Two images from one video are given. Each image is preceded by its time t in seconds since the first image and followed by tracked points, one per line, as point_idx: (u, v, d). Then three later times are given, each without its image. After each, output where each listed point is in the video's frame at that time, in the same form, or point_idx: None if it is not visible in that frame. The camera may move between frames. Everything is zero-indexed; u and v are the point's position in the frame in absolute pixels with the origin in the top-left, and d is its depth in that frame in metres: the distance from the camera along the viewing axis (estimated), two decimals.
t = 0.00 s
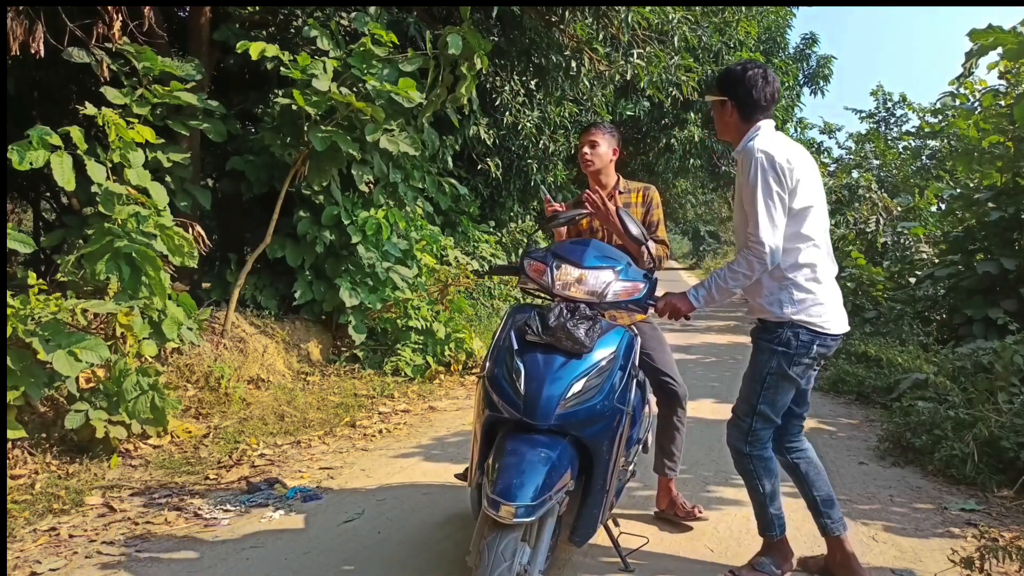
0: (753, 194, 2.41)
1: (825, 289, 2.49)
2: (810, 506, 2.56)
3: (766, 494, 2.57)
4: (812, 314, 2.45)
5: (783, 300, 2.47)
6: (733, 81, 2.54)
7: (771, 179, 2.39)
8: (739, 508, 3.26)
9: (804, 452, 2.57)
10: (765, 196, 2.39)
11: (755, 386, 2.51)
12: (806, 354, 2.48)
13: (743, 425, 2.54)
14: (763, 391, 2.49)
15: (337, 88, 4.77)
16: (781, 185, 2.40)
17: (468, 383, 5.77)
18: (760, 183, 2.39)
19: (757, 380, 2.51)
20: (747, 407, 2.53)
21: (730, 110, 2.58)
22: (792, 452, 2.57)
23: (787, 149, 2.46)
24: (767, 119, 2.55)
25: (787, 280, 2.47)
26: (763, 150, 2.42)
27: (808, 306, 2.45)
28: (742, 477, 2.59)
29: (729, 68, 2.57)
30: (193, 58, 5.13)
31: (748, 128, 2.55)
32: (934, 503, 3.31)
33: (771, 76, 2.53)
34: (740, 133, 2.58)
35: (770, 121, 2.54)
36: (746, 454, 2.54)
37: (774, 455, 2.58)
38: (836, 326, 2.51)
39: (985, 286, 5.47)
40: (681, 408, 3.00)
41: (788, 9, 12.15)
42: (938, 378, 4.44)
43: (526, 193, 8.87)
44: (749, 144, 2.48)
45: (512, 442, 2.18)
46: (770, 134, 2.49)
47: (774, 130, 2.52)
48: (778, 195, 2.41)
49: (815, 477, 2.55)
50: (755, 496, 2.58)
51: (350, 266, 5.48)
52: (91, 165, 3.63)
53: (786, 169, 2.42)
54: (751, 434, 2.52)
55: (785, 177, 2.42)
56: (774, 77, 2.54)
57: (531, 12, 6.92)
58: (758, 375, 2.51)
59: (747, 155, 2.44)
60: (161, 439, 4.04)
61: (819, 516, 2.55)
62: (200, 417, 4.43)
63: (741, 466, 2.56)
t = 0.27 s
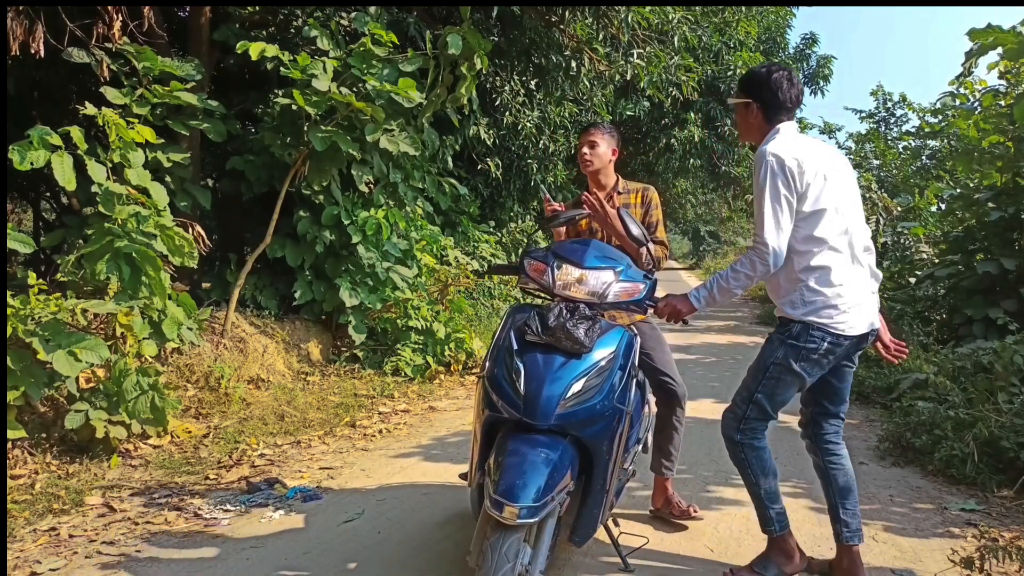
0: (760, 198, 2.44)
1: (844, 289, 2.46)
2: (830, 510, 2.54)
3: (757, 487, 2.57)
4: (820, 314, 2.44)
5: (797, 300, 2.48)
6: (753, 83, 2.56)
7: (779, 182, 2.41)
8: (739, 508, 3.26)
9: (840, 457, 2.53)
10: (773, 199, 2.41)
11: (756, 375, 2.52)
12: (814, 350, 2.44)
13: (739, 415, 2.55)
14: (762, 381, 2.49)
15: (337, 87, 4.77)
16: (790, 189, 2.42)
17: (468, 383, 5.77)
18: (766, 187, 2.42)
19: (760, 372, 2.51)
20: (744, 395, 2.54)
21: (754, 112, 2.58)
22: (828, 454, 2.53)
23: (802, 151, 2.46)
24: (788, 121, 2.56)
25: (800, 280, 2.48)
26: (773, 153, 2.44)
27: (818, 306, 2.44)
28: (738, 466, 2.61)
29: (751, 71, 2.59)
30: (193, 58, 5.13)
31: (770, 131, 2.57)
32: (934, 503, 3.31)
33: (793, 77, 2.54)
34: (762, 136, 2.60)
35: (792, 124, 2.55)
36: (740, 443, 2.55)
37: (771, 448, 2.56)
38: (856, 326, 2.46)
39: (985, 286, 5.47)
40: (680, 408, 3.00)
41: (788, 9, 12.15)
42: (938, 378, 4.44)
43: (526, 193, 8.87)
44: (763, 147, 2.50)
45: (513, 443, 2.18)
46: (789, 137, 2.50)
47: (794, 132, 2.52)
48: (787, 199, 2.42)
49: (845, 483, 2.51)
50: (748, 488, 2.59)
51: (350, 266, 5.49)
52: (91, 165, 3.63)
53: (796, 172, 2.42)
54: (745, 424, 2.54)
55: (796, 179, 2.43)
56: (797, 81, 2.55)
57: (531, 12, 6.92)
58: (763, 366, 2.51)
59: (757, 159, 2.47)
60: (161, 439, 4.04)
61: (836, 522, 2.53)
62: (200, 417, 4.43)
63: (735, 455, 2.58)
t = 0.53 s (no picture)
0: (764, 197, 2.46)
1: (847, 288, 2.45)
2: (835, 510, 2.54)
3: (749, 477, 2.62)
4: (818, 313, 2.45)
5: (800, 299, 2.49)
6: (767, 83, 2.56)
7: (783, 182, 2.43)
8: (739, 509, 3.26)
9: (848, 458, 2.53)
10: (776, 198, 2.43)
11: (753, 368, 2.59)
12: (809, 347, 2.45)
13: (734, 406, 2.62)
14: (756, 374, 2.56)
15: (336, 88, 4.77)
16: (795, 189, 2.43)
17: (468, 383, 5.77)
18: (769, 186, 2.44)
19: (757, 366, 2.57)
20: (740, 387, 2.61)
21: (769, 112, 2.59)
22: (836, 454, 2.53)
23: (812, 151, 2.46)
24: (802, 122, 2.55)
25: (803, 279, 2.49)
26: (779, 153, 2.45)
27: (818, 305, 2.45)
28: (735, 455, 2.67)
29: (765, 71, 2.59)
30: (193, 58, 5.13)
31: (782, 131, 2.57)
32: (934, 503, 3.30)
33: (804, 75, 2.55)
34: (775, 135, 2.61)
35: (806, 124, 2.55)
36: (734, 433, 2.63)
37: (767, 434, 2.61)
38: (858, 325, 2.44)
39: (985, 286, 5.47)
40: (680, 408, 3.00)
41: (788, 9, 12.15)
42: (938, 378, 4.43)
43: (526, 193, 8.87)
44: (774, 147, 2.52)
45: (512, 445, 2.17)
46: (801, 137, 2.50)
47: (806, 132, 2.52)
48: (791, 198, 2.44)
49: (851, 485, 2.51)
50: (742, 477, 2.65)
51: (350, 266, 5.49)
52: (91, 165, 3.63)
53: (801, 172, 2.43)
54: (739, 415, 2.60)
55: (800, 180, 2.44)
56: (809, 83, 2.55)
57: (531, 12, 6.92)
58: (758, 361, 2.57)
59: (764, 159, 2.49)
60: (161, 439, 4.04)
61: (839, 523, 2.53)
62: (200, 417, 4.43)
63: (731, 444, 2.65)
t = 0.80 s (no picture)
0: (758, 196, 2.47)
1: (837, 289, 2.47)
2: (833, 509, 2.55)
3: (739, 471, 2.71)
4: (807, 313, 2.47)
5: (790, 299, 2.51)
6: (764, 84, 2.57)
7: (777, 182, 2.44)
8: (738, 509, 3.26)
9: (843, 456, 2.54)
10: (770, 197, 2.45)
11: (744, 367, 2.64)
12: (798, 346, 2.47)
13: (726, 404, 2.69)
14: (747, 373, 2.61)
15: (336, 88, 4.77)
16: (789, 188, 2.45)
17: (468, 383, 5.77)
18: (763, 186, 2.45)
19: (746, 365, 2.62)
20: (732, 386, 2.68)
21: (765, 115, 2.59)
22: (833, 454, 2.53)
23: (805, 153, 2.48)
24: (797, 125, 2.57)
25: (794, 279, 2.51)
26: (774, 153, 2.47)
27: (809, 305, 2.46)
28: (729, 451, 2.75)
29: (763, 73, 2.60)
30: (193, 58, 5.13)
31: (777, 133, 2.59)
32: (934, 503, 3.30)
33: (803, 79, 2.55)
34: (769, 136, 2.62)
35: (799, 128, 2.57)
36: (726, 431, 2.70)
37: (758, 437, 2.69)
38: (847, 326, 2.46)
39: (985, 286, 5.47)
40: (680, 407, 3.00)
41: (788, 10, 12.15)
42: (939, 378, 4.43)
43: (526, 193, 8.87)
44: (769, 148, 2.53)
45: (514, 448, 2.15)
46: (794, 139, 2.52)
47: (800, 135, 2.54)
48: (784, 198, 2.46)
49: (848, 484, 2.52)
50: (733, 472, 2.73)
51: (350, 266, 5.49)
52: (91, 165, 3.63)
53: (795, 172, 2.44)
54: (731, 413, 2.67)
55: (791, 181, 2.45)
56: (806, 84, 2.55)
57: (530, 13, 6.92)
58: (748, 360, 2.62)
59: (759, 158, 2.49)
60: (161, 439, 4.04)
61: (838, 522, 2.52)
62: (200, 417, 4.43)
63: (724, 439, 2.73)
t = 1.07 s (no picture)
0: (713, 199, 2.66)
1: (806, 276, 2.57)
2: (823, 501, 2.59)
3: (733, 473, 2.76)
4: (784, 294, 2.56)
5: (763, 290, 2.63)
6: (727, 106, 2.73)
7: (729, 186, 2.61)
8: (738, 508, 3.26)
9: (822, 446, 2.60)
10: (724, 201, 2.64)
11: (735, 369, 2.70)
12: (782, 343, 2.55)
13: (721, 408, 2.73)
14: (737, 375, 2.67)
15: (336, 88, 4.78)
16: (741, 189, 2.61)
17: (468, 383, 5.77)
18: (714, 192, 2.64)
19: (737, 367, 2.68)
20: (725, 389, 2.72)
21: (729, 135, 2.73)
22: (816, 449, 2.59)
23: (755, 156, 2.65)
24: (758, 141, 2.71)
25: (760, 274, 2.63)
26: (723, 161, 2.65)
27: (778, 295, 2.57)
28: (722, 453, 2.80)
29: (726, 96, 2.76)
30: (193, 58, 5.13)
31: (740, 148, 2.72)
32: (934, 503, 3.30)
33: (767, 106, 2.70)
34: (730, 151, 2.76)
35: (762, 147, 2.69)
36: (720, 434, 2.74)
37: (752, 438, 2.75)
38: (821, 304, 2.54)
39: (985, 286, 5.47)
40: (679, 407, 3.00)
41: (788, 10, 12.15)
42: (939, 378, 4.43)
43: (526, 193, 8.87)
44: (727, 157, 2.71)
45: (520, 450, 2.13)
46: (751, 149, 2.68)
47: (761, 148, 2.69)
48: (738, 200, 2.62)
49: (833, 474, 2.58)
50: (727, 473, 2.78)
51: (350, 266, 5.49)
52: (91, 165, 3.63)
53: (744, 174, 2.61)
54: (725, 416, 2.71)
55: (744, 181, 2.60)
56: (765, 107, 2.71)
57: (530, 13, 6.93)
58: (739, 362, 2.68)
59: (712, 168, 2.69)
60: (161, 439, 4.04)
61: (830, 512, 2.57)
62: (200, 417, 4.43)
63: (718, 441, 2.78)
